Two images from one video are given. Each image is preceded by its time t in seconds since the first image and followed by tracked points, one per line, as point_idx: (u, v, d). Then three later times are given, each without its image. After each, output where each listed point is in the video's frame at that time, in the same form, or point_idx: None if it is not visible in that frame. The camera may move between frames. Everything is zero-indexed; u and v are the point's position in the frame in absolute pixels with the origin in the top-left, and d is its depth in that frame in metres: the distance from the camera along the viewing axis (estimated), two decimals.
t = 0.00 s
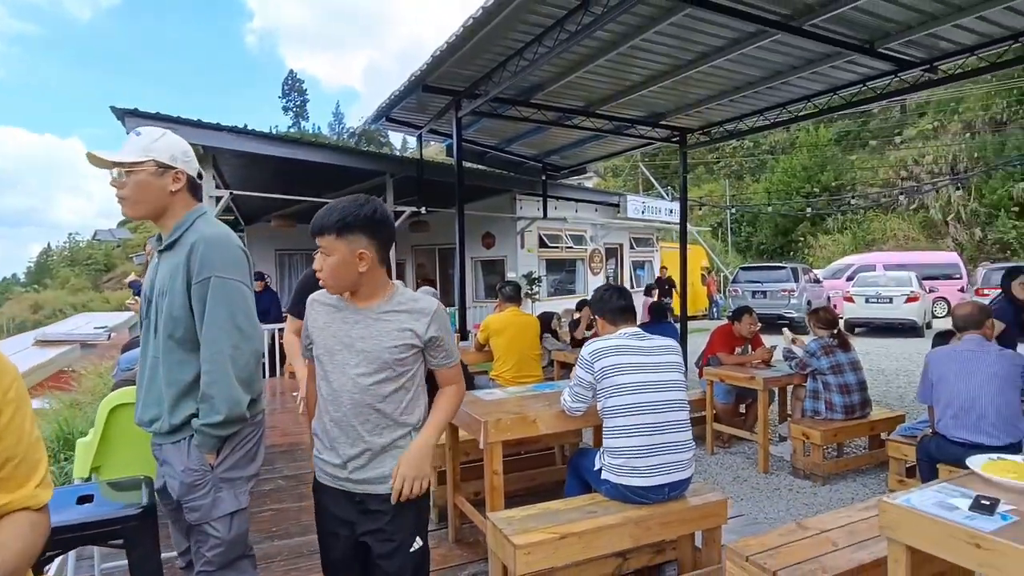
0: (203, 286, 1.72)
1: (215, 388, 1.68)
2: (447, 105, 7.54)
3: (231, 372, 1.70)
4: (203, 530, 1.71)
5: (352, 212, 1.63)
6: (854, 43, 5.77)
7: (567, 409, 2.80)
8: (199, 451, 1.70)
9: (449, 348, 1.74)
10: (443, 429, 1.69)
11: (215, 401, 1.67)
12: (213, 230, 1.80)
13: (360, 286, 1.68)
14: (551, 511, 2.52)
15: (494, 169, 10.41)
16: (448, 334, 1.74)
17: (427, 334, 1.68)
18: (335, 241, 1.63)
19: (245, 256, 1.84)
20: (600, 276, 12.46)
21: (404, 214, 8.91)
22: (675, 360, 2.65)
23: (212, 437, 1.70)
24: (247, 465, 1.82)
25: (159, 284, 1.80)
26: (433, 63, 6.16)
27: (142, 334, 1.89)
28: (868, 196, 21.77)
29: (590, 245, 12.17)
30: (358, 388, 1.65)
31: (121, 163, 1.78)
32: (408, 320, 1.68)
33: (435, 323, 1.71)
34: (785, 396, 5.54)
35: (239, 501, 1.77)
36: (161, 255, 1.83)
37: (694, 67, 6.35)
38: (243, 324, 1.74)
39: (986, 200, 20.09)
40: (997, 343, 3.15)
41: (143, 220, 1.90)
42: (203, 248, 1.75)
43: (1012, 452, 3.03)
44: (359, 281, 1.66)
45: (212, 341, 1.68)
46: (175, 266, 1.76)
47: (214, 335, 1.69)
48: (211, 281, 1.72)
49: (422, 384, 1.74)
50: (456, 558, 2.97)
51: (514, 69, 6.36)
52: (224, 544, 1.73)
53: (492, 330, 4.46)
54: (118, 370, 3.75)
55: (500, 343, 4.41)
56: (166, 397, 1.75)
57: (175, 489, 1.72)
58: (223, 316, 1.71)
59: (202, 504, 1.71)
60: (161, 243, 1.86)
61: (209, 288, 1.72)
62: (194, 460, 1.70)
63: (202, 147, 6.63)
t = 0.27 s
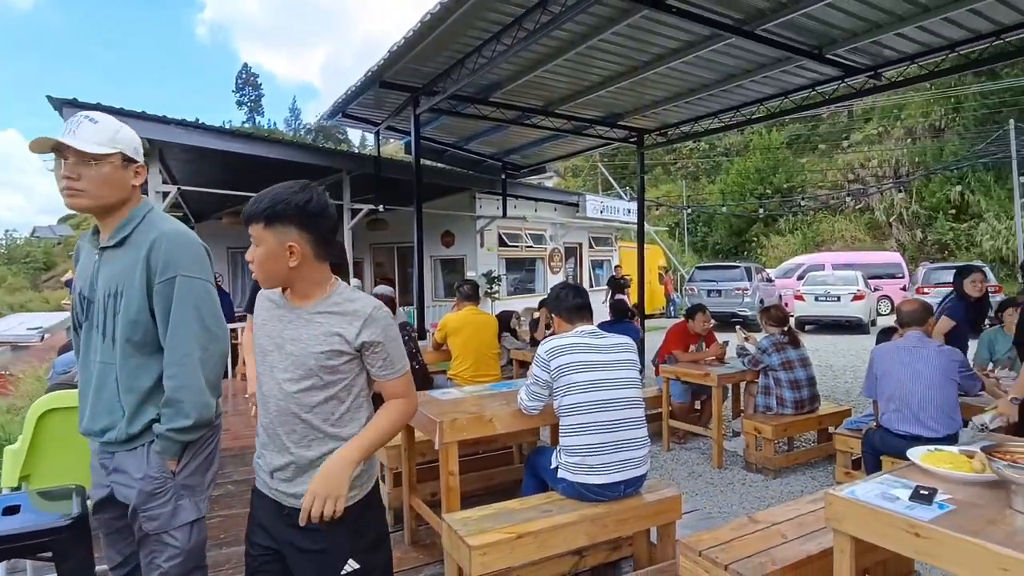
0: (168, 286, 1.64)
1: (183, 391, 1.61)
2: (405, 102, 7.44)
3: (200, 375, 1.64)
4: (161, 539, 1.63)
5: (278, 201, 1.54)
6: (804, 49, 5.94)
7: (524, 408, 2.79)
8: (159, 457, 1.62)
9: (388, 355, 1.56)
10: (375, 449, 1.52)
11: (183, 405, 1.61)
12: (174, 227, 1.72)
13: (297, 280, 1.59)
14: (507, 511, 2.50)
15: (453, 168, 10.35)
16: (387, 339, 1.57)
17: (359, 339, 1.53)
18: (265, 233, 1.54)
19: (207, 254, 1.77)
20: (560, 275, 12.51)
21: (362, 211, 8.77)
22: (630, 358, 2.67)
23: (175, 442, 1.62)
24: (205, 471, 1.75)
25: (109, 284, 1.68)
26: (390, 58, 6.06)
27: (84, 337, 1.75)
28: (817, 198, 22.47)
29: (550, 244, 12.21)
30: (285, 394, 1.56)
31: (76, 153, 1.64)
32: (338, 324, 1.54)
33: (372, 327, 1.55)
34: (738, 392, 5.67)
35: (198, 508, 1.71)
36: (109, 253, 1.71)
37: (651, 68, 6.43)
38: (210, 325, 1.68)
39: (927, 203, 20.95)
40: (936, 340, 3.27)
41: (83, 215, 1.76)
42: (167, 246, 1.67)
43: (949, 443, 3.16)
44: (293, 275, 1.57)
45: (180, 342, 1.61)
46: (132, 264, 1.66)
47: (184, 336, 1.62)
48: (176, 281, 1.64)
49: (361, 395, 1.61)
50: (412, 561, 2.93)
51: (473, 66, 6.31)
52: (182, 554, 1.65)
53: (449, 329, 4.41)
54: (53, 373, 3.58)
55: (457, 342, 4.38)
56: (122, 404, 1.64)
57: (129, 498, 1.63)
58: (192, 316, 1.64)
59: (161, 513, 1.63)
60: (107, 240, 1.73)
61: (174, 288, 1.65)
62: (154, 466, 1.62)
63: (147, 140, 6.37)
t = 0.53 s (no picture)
0: (131, 287, 1.54)
1: (145, 395, 1.52)
2: (360, 97, 7.28)
3: (166, 380, 1.56)
4: (113, 551, 1.52)
5: (202, 197, 1.45)
6: (755, 52, 6.06)
7: (477, 409, 2.73)
8: (114, 464, 1.51)
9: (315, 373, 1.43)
10: (249, 450, 1.36)
11: (148, 409, 1.52)
12: (131, 224, 1.62)
13: (229, 282, 1.49)
14: (461, 515, 2.45)
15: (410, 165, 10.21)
16: (317, 355, 1.45)
17: (280, 347, 1.42)
18: (188, 231, 1.45)
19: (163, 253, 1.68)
20: (518, 274, 12.48)
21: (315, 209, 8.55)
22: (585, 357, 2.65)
23: (134, 449, 1.52)
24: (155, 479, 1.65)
25: (54, 282, 1.53)
26: (343, 52, 5.92)
27: (10, 340, 1.56)
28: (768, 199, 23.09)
29: (508, 243, 12.17)
30: (205, 408, 1.48)
31: (45, 143, 1.51)
32: (264, 334, 1.44)
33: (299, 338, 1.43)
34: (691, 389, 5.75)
35: (150, 516, 1.61)
36: (51, 249, 1.55)
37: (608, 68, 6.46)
38: (174, 326, 1.60)
39: (870, 205, 21.72)
40: (881, 337, 3.37)
41: (17, 205, 1.57)
42: (128, 244, 1.57)
43: (891, 436, 3.27)
44: (228, 277, 1.48)
45: (146, 344, 1.52)
46: (87, 262, 1.53)
47: (147, 338, 1.53)
48: (140, 282, 1.54)
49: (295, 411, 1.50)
50: (364, 568, 2.84)
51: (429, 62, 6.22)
52: (136, 565, 1.56)
53: (404, 329, 4.32)
54: None
55: (412, 343, 4.29)
56: (69, 412, 1.50)
57: (74, 512, 1.49)
58: (156, 317, 1.55)
59: (114, 524, 1.52)
60: (47, 235, 1.57)
61: (135, 289, 1.55)
62: (107, 475, 1.51)
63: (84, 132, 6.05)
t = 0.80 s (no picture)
0: (78, 283, 1.42)
1: (103, 391, 1.42)
2: (308, 91, 7.08)
3: (119, 374, 1.46)
4: (65, 551, 1.38)
5: (135, 188, 1.24)
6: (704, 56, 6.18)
7: (427, 413, 2.67)
8: (71, 460, 1.39)
9: (214, 388, 1.19)
10: (111, 452, 1.13)
11: (109, 404, 1.42)
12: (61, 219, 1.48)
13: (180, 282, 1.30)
14: (410, 522, 2.38)
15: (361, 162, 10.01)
16: (229, 367, 1.21)
17: (194, 352, 1.21)
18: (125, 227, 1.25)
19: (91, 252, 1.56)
20: (472, 273, 12.40)
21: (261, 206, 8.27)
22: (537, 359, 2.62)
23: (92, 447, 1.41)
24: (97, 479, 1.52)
25: None
26: (290, 44, 5.73)
27: None
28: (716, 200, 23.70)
29: (462, 242, 12.07)
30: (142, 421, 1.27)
31: None
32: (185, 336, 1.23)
33: (218, 344, 1.22)
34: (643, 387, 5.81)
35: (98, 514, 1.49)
36: None
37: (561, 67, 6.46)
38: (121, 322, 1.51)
39: (811, 206, 22.44)
40: (823, 336, 3.47)
41: None
42: (67, 238, 1.44)
43: (835, 430, 3.36)
44: (168, 277, 1.28)
45: (102, 337, 1.43)
46: (24, 256, 1.38)
47: (102, 332, 1.43)
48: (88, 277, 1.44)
49: (249, 424, 1.35)
50: None
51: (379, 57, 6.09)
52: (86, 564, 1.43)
53: (353, 330, 4.20)
54: None
55: (363, 344, 4.18)
56: (17, 416, 1.34)
57: (23, 512, 1.32)
58: (107, 312, 1.46)
59: (67, 522, 1.39)
60: None
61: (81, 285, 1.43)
62: (66, 471, 1.38)
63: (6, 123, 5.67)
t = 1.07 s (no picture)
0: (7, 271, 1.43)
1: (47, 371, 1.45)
2: (250, 85, 6.84)
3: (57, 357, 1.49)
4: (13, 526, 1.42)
5: (37, 177, 1.16)
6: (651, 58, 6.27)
7: (373, 417, 2.60)
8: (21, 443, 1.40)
9: (105, 403, 1.08)
10: None
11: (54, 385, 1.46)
12: None
13: (80, 283, 1.20)
14: (355, 530, 2.31)
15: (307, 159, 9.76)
16: (124, 378, 1.11)
17: (89, 360, 1.12)
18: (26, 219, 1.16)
19: None
20: (424, 272, 12.26)
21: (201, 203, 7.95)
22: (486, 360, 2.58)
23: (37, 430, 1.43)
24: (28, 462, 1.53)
25: None
26: (230, 35, 5.52)
27: None
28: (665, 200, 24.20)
29: (413, 241, 11.91)
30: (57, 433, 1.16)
31: None
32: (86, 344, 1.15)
33: (112, 353, 1.12)
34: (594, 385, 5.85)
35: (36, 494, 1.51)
36: None
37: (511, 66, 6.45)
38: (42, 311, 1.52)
39: (755, 206, 23.08)
40: (765, 332, 3.56)
41: None
42: None
43: (775, 425, 3.45)
44: (71, 277, 1.19)
45: (38, 323, 1.45)
46: None
47: (37, 317, 1.45)
48: (15, 266, 1.44)
49: (174, 440, 1.25)
50: None
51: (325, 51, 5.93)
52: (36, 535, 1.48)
53: (297, 332, 4.06)
54: None
55: (308, 346, 4.05)
56: None
57: None
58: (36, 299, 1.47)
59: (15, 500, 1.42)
60: None
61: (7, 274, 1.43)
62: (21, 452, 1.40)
63: None
